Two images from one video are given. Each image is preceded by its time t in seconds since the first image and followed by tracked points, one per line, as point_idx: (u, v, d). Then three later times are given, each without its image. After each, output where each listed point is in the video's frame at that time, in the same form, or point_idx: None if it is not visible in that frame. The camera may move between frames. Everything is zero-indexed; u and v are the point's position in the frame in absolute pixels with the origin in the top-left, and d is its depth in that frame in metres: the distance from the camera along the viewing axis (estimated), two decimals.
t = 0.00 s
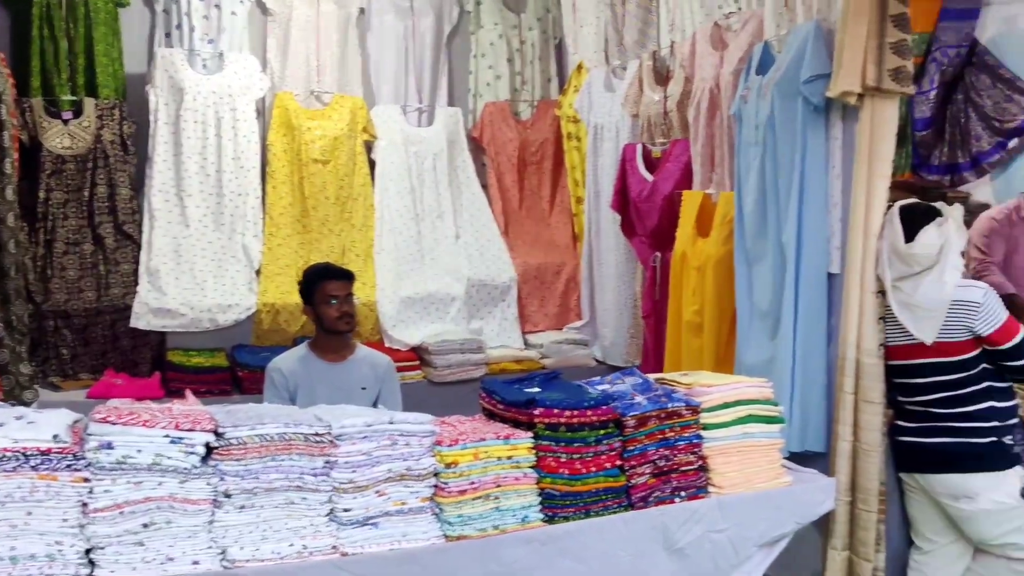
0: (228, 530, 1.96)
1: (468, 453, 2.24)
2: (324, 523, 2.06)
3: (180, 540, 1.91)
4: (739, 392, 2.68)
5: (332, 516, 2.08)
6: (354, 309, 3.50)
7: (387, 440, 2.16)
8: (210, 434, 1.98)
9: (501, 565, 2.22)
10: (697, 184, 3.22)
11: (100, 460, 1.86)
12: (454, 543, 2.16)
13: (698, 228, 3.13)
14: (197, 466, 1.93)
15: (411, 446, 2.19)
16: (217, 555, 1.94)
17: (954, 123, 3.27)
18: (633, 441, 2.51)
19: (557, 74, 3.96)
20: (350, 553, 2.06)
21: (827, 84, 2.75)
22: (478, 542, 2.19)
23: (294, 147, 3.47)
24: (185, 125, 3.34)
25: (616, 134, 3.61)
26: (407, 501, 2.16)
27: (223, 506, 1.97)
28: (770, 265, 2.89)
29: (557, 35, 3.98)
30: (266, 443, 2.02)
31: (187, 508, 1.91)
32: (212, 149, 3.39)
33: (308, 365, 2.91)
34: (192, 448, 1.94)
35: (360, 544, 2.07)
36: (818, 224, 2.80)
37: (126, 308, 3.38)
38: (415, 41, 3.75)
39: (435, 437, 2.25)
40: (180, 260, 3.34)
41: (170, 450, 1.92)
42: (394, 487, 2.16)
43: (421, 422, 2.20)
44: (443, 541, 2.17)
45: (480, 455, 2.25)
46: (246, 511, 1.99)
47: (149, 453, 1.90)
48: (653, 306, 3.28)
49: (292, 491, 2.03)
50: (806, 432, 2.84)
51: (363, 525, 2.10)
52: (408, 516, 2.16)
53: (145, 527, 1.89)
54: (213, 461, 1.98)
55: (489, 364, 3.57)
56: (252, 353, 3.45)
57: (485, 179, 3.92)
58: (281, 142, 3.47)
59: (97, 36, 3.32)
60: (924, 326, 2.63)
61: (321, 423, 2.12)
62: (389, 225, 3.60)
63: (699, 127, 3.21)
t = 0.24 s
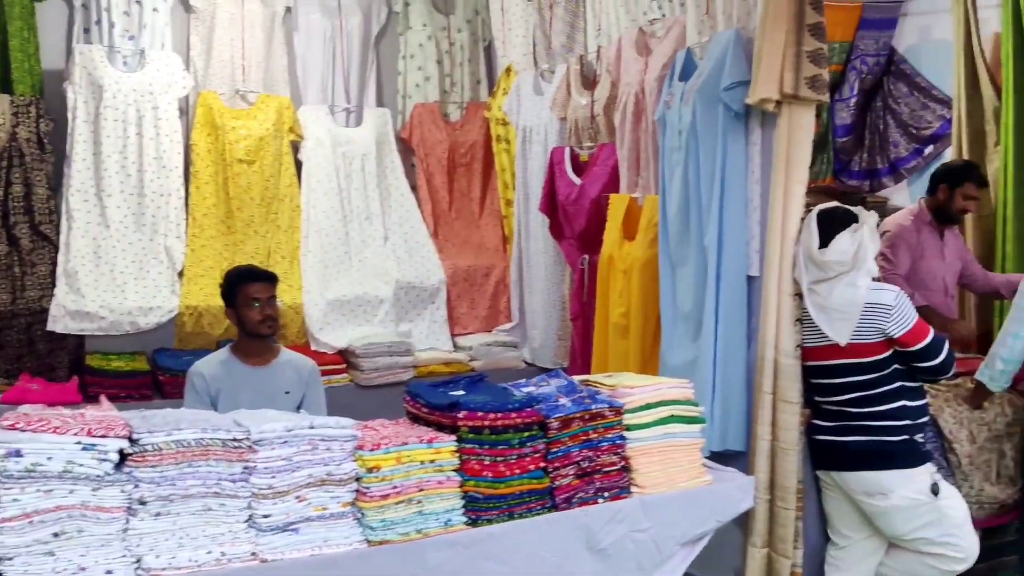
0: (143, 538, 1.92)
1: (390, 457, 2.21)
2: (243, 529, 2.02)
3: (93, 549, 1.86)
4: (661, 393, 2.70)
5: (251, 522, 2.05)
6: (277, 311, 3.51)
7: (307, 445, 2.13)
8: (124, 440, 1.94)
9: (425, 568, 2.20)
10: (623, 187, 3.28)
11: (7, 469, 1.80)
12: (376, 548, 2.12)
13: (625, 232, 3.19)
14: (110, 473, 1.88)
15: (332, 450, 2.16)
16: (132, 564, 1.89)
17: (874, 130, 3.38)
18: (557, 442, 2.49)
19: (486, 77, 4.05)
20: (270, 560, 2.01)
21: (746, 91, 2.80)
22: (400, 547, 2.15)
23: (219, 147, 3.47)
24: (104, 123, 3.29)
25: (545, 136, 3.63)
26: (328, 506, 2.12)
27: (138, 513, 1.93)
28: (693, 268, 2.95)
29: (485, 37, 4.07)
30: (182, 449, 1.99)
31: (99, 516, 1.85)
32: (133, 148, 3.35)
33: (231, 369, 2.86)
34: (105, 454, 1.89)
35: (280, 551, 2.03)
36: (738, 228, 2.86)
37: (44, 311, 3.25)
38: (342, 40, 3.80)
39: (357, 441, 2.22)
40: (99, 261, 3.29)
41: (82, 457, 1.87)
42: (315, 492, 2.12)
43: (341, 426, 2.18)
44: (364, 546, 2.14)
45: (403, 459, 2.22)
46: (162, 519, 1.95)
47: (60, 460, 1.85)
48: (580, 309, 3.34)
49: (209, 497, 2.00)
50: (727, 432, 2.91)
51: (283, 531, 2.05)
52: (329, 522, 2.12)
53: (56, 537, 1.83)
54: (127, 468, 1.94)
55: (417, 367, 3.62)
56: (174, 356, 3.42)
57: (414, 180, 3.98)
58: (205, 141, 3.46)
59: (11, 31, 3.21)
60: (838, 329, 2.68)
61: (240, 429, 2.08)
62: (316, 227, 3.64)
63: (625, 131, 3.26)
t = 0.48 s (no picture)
0: (59, 549, 1.85)
1: (315, 462, 2.16)
2: (163, 537, 1.96)
3: (5, 561, 1.77)
4: (588, 393, 2.70)
5: (172, 530, 1.99)
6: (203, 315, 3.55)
7: (229, 450, 2.08)
8: (38, 448, 1.87)
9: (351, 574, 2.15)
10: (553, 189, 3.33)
11: None
12: (301, 554, 2.08)
13: (555, 233, 3.22)
14: (24, 482, 1.81)
15: (255, 456, 2.12)
16: None
17: (798, 134, 3.46)
18: (484, 444, 2.46)
19: (417, 77, 4.15)
20: (192, 568, 1.95)
21: (671, 96, 2.84)
22: (325, 552, 2.11)
23: (142, 147, 3.48)
24: (22, 122, 3.25)
25: (475, 138, 3.68)
26: (251, 512, 2.08)
27: (53, 523, 1.86)
28: (621, 269, 2.99)
29: (416, 38, 4.17)
30: (99, 457, 1.91)
31: (11, 527, 1.78)
32: (52, 148, 3.30)
33: (153, 374, 2.79)
34: (19, 463, 1.81)
35: (201, 558, 1.97)
36: (663, 230, 2.90)
37: None
38: (270, 40, 3.83)
39: (280, 446, 2.18)
40: (17, 264, 3.23)
41: None
42: (238, 498, 2.08)
43: (265, 431, 2.14)
44: (289, 552, 2.09)
45: (328, 464, 2.18)
46: (78, 528, 1.88)
47: None
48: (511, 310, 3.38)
49: (128, 505, 1.94)
50: (655, 431, 2.94)
51: (205, 538, 2.01)
52: (253, 528, 2.08)
53: None
54: (41, 477, 1.87)
55: (347, 371, 3.68)
56: (95, 362, 3.40)
57: (343, 181, 4.03)
58: (128, 141, 3.47)
59: None
60: (759, 328, 2.73)
61: (160, 435, 2.03)
62: (241, 228, 3.66)
63: (554, 133, 3.30)
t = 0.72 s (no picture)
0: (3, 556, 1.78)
1: (268, 464, 2.09)
2: (112, 542, 1.90)
3: None
4: (545, 392, 2.67)
5: (122, 535, 1.92)
6: (156, 317, 3.60)
7: (180, 454, 2.02)
8: None
9: None
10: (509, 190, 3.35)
11: None
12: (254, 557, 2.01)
13: (512, 233, 3.23)
14: None
15: (206, 459, 2.06)
16: None
17: (753, 134, 3.48)
18: (439, 445, 2.41)
19: (374, 76, 4.24)
20: (142, 574, 1.89)
21: (624, 96, 2.86)
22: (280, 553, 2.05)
23: (93, 147, 3.52)
24: None
25: (432, 138, 3.70)
26: (203, 516, 2.01)
27: None
28: (577, 268, 3.00)
29: (372, 37, 4.25)
30: (46, 462, 1.87)
31: None
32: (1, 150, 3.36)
33: (104, 378, 2.71)
34: None
35: (152, 563, 1.91)
36: (618, 229, 2.92)
37: None
38: (224, 38, 3.89)
39: (232, 449, 2.11)
40: None
41: None
42: (189, 502, 2.01)
43: (216, 434, 2.08)
44: (242, 556, 2.03)
45: (281, 466, 2.12)
46: (24, 535, 1.82)
47: None
48: (468, 310, 3.39)
49: (76, 510, 1.88)
50: (610, 429, 2.96)
51: (155, 543, 1.94)
52: (204, 531, 2.01)
53: None
54: None
55: (302, 373, 3.73)
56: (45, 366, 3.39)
57: (299, 182, 4.11)
58: (78, 141, 3.50)
59: None
60: (711, 326, 2.77)
61: (109, 440, 1.99)
62: (195, 228, 3.71)
63: (511, 133, 3.30)
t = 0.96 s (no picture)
0: None
1: (241, 468, 2.10)
2: (83, 547, 1.88)
3: None
4: (519, 394, 2.67)
5: (93, 540, 1.90)
6: (129, 319, 3.63)
7: (152, 458, 2.01)
8: None
9: None
10: (484, 191, 3.36)
11: None
12: (227, 561, 2.00)
13: (487, 234, 3.24)
14: None
15: (178, 463, 2.04)
16: None
17: (727, 136, 3.51)
18: (413, 447, 2.40)
19: (348, 77, 4.41)
20: None
21: (598, 99, 2.86)
22: (253, 556, 2.03)
23: (64, 148, 3.55)
24: None
25: (407, 140, 3.73)
26: (175, 520, 2.00)
27: None
28: (552, 269, 3.01)
29: (347, 38, 4.40)
30: (15, 467, 1.85)
31: None
32: None
33: (75, 381, 2.68)
34: None
35: (124, 568, 1.90)
36: (592, 230, 2.93)
37: None
38: (197, 40, 3.98)
39: (205, 453, 2.11)
40: None
41: None
42: (161, 506, 2.00)
43: (188, 438, 2.07)
44: (215, 560, 2.01)
45: (254, 470, 2.11)
46: None
47: None
48: (445, 311, 3.40)
49: (46, 516, 1.86)
50: (586, 430, 2.97)
51: (127, 548, 1.92)
52: (176, 536, 1.99)
53: None
54: None
55: (278, 375, 3.78)
56: (16, 369, 3.33)
57: (274, 184, 4.22)
58: (50, 142, 3.53)
59: None
60: (684, 326, 2.79)
61: (79, 445, 1.97)
62: (169, 230, 3.77)
63: (485, 134, 3.32)
